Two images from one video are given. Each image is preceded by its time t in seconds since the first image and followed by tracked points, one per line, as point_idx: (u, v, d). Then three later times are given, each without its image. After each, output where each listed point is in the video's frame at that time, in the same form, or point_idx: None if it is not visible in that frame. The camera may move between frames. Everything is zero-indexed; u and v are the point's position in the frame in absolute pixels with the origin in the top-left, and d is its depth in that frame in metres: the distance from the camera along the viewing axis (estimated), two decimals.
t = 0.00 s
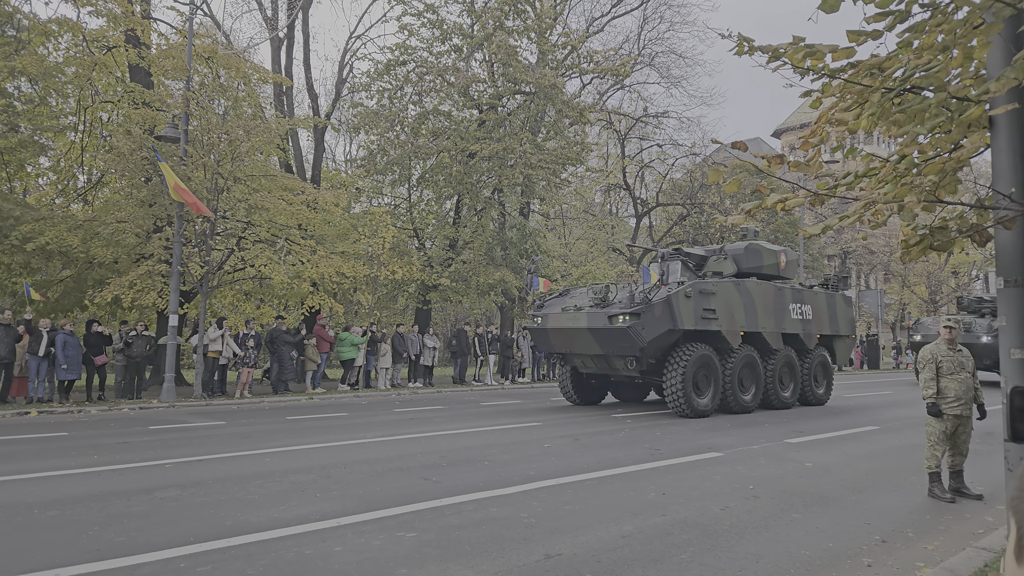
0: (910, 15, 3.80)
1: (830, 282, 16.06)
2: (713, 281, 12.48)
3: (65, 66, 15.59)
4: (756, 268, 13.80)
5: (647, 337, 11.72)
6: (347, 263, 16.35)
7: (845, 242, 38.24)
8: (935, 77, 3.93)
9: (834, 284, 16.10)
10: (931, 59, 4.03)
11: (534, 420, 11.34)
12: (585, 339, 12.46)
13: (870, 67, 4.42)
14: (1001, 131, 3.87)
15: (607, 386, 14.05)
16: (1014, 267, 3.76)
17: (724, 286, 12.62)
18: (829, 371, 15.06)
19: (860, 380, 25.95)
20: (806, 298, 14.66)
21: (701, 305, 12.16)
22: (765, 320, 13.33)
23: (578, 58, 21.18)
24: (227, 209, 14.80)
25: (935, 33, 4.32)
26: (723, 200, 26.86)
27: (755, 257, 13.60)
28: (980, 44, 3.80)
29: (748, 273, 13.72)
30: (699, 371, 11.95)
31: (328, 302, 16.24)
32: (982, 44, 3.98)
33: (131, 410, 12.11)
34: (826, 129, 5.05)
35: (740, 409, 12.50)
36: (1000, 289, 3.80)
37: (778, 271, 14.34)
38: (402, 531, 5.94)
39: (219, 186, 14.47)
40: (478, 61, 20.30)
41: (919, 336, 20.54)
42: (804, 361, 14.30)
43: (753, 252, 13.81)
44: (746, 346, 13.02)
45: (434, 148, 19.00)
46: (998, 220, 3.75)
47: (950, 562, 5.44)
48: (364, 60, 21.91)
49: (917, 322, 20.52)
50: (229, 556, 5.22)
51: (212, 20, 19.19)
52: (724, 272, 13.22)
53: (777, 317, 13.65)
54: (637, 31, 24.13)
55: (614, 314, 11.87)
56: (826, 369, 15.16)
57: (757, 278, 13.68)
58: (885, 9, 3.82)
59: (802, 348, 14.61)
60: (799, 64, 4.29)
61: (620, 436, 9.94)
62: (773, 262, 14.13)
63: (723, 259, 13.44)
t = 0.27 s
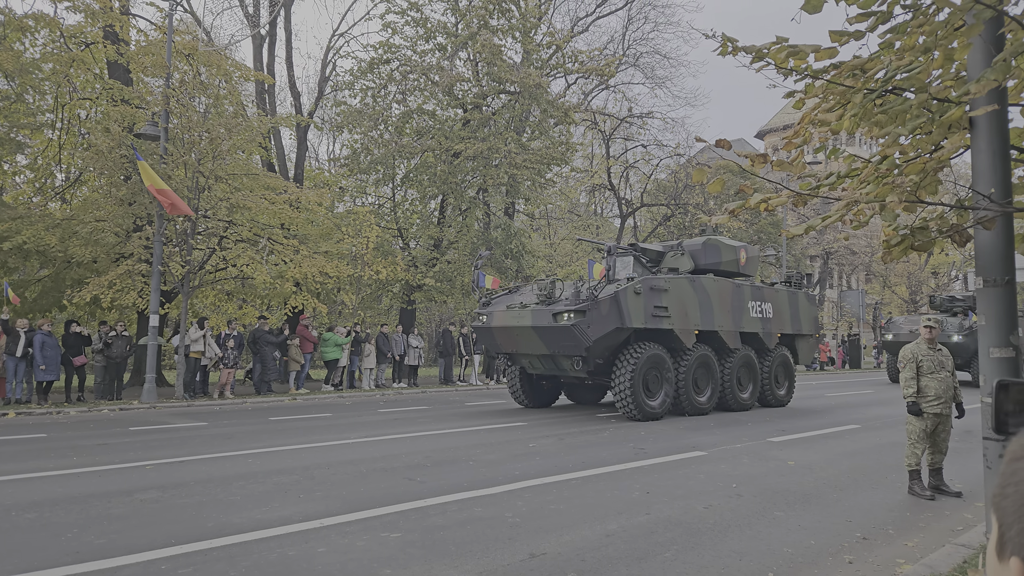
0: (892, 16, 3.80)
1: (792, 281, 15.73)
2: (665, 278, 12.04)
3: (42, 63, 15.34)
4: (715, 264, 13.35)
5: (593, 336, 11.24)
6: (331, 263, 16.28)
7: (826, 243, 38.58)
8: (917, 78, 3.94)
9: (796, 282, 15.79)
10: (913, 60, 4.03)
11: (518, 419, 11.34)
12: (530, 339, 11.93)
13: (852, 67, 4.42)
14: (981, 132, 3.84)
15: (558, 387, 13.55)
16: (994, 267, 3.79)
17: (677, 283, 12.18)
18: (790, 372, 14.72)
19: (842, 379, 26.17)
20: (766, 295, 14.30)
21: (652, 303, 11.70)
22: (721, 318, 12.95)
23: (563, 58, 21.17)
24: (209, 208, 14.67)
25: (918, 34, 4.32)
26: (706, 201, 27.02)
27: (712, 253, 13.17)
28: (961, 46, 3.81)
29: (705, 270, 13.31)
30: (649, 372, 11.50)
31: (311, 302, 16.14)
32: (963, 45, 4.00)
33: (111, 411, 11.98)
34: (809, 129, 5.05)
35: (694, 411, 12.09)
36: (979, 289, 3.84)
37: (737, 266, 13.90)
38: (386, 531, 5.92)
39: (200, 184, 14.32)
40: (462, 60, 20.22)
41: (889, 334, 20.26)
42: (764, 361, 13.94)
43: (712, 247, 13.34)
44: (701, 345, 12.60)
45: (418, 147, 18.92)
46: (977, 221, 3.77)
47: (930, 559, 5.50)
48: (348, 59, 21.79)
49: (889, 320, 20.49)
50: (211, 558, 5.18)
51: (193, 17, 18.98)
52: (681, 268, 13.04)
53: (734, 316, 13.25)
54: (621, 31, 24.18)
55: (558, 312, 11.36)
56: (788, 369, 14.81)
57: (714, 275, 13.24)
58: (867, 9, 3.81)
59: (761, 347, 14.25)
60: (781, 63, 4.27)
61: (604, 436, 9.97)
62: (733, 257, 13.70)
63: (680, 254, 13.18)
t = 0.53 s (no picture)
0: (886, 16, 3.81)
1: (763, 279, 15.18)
2: (621, 273, 11.41)
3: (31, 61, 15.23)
4: (680, 260, 12.70)
5: (541, 335, 10.54)
6: (323, 262, 16.26)
7: (818, 242, 38.67)
8: (909, 77, 3.95)
9: (766, 279, 15.27)
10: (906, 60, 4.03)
11: (510, 418, 11.35)
12: (477, 338, 11.21)
13: (845, 67, 4.42)
14: (973, 131, 3.85)
15: (513, 389, 12.87)
16: (986, 267, 3.79)
17: (634, 279, 11.56)
18: (760, 371, 14.17)
19: (834, 378, 26.27)
20: (734, 292, 13.75)
21: (606, 300, 11.06)
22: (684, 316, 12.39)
23: (556, 57, 21.15)
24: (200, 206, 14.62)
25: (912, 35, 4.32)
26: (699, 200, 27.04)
27: (677, 247, 12.54)
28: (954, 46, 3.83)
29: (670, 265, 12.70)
30: (604, 373, 10.90)
31: (303, 301, 16.13)
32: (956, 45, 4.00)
33: (102, 410, 11.94)
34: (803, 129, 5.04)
35: (653, 415, 11.53)
36: (972, 288, 3.84)
37: (703, 262, 13.27)
38: (378, 530, 5.92)
39: (191, 182, 14.26)
40: (455, 59, 20.17)
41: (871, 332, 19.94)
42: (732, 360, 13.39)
43: (676, 242, 12.66)
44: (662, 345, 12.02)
45: (410, 146, 18.88)
46: (969, 221, 3.79)
47: (920, 558, 5.53)
48: (340, 57, 21.71)
49: (871, 319, 20.28)
50: (202, 557, 5.17)
51: (184, 14, 18.87)
52: (642, 264, 12.41)
53: (698, 313, 12.72)
54: (615, 30, 24.15)
55: (505, 309, 10.66)
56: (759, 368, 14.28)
57: (677, 270, 12.68)
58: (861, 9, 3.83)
59: (728, 346, 13.70)
60: (775, 62, 4.29)
61: (596, 435, 9.98)
62: (698, 252, 13.08)
63: (642, 249, 12.55)
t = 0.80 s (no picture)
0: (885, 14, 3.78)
1: (737, 275, 14.59)
2: (578, 268, 10.82)
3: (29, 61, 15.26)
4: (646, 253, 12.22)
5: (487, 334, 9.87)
6: (321, 262, 16.30)
7: (817, 240, 38.64)
8: (909, 75, 3.94)
9: (741, 274, 14.69)
10: (905, 57, 4.01)
11: (509, 417, 11.37)
12: (423, 337, 10.57)
13: (844, 65, 4.39)
14: (973, 129, 3.82)
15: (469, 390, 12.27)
16: (986, 265, 3.76)
17: (592, 274, 10.96)
18: (734, 372, 13.67)
19: (834, 377, 26.26)
20: (705, 288, 13.19)
21: (560, 296, 10.46)
22: (648, 314, 11.84)
23: (554, 56, 21.14)
24: (198, 206, 14.66)
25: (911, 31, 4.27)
26: (697, 199, 27.09)
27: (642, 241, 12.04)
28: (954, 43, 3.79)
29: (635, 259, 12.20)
30: (559, 374, 10.32)
31: (301, 301, 16.17)
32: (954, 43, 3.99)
33: (101, 409, 11.97)
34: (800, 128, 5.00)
35: (613, 417, 10.99)
36: (971, 287, 3.80)
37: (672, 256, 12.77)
38: (377, 529, 5.93)
39: (189, 182, 14.33)
40: (452, 58, 20.16)
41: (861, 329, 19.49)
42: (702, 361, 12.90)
43: (643, 234, 12.20)
44: (624, 344, 11.46)
45: (407, 145, 18.88)
46: (969, 219, 3.77)
47: (919, 557, 5.51)
48: (337, 57, 21.75)
49: (860, 316, 20.02)
50: (201, 556, 5.18)
51: (182, 14, 18.90)
52: (607, 259, 11.92)
53: (665, 310, 12.16)
54: (612, 29, 24.14)
55: (449, 306, 10.00)
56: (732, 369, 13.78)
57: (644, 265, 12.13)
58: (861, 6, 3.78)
59: (698, 345, 13.15)
60: (774, 60, 4.25)
61: (595, 434, 9.99)
62: (666, 246, 12.60)
63: (607, 243, 12.05)
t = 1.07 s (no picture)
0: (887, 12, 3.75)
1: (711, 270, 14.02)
2: (530, 261, 10.30)
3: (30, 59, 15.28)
4: (610, 246, 11.95)
5: (427, 332, 9.32)
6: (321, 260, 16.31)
7: (817, 240, 38.61)
8: (910, 75, 3.93)
9: (715, 269, 14.14)
10: (907, 56, 3.98)
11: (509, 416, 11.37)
12: (363, 336, 10.03)
13: (846, 64, 4.37)
14: (975, 128, 3.80)
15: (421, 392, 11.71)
16: (988, 264, 3.76)
17: (545, 268, 10.44)
18: (706, 373, 13.07)
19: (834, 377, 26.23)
20: (672, 283, 12.66)
21: (508, 292, 9.92)
22: (610, 311, 11.33)
23: (554, 55, 21.13)
24: (199, 205, 14.69)
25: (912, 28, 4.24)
26: (697, 199, 27.08)
27: (605, 232, 11.72)
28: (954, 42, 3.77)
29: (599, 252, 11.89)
30: (507, 375, 9.76)
31: (301, 300, 16.19)
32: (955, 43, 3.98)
33: (101, 407, 12.00)
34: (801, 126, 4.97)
35: (569, 421, 10.44)
36: (972, 286, 3.79)
37: (637, 249, 12.43)
38: (377, 527, 5.93)
39: (190, 181, 14.35)
40: (453, 56, 20.16)
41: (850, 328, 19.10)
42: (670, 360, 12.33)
43: (607, 225, 11.95)
44: (583, 342, 10.92)
45: (408, 144, 18.88)
46: (970, 219, 3.76)
47: (920, 557, 5.50)
48: (338, 55, 21.77)
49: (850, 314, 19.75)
50: (202, 554, 5.19)
51: (183, 12, 18.91)
52: (568, 252, 11.67)
53: (629, 307, 11.66)
54: (613, 28, 24.12)
55: (386, 302, 9.45)
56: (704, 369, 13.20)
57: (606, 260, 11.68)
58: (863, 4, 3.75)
59: (665, 343, 12.61)
60: (775, 59, 4.23)
61: (595, 433, 9.98)
62: (632, 239, 12.34)
63: (569, 234, 11.79)
